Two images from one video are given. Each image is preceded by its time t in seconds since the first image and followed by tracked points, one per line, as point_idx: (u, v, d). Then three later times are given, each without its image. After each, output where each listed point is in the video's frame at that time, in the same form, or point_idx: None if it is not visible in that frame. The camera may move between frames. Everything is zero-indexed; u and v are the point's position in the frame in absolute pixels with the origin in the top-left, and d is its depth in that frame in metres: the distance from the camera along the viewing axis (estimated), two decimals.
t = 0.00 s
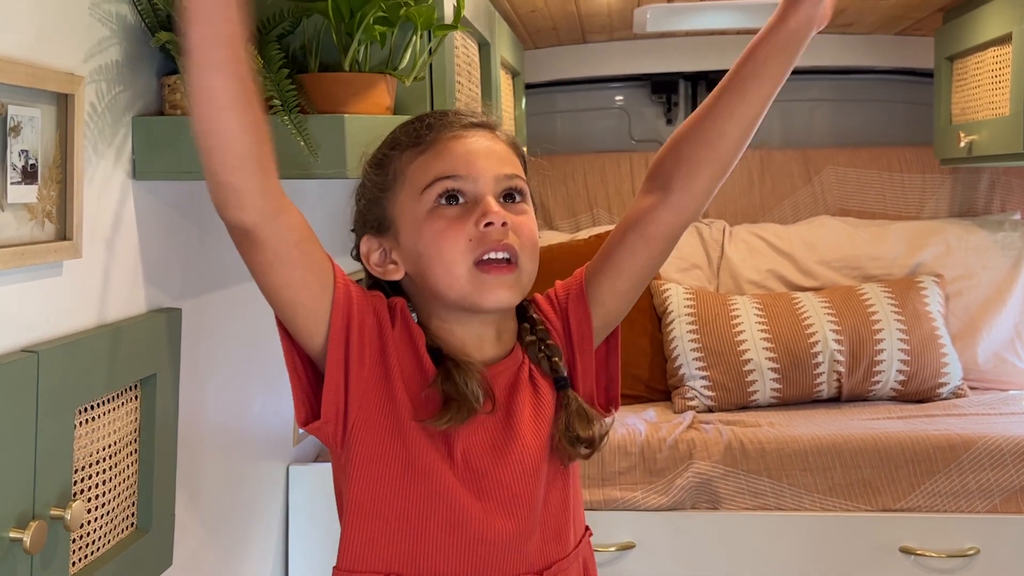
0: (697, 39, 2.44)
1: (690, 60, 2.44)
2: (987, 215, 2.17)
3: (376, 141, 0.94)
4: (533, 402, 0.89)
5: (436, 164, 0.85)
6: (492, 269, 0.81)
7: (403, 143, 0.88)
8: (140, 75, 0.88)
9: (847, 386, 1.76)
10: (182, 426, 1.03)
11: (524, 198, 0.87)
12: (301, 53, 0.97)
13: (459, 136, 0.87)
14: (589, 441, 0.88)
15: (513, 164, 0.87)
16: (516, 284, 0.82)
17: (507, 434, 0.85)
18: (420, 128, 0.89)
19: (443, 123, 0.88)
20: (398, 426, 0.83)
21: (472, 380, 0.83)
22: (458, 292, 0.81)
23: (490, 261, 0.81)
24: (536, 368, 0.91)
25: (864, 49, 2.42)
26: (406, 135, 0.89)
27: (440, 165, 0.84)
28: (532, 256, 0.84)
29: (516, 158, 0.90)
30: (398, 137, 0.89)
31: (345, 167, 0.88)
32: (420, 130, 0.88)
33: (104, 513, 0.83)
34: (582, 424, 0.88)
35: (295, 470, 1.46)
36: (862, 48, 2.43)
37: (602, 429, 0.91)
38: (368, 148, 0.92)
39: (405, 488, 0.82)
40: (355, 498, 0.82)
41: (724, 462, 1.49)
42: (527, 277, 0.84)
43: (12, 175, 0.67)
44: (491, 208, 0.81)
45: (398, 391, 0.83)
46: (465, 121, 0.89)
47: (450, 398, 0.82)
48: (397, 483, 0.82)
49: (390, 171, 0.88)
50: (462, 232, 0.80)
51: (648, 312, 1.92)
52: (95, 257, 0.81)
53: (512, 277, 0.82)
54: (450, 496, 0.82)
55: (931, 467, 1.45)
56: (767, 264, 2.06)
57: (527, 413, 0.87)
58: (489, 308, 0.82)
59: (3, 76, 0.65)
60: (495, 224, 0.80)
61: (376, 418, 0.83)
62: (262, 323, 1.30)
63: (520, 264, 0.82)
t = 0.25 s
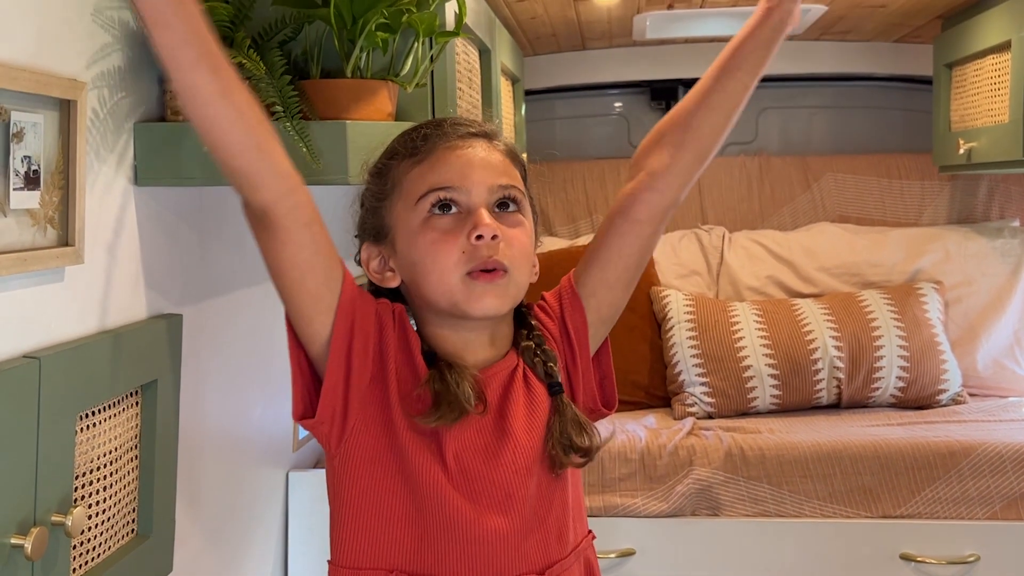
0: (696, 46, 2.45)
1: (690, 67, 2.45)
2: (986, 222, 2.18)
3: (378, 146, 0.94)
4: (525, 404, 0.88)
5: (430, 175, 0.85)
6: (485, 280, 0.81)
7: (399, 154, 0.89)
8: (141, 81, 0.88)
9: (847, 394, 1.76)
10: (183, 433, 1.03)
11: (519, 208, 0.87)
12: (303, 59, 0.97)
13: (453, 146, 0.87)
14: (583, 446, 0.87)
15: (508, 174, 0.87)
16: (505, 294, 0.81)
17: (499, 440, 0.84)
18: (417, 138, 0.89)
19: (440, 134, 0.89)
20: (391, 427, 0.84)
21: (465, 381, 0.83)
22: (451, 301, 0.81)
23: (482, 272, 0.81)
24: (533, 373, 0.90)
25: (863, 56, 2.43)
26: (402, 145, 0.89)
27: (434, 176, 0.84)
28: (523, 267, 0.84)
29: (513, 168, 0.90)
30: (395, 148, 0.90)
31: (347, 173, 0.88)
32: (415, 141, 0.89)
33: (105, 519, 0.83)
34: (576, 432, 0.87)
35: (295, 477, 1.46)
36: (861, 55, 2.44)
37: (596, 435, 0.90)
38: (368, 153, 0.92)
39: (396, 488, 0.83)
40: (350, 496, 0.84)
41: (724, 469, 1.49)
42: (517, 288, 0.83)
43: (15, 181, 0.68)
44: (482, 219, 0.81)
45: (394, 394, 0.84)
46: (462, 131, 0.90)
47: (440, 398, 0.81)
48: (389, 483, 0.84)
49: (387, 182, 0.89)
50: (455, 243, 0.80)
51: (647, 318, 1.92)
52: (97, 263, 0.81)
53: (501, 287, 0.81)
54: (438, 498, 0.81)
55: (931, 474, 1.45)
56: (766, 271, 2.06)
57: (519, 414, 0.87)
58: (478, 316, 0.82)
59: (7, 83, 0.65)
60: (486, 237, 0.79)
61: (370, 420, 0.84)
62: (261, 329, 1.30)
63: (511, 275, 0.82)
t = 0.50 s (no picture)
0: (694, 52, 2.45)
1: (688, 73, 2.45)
2: (984, 228, 2.18)
3: (378, 151, 0.94)
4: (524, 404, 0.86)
5: (428, 171, 0.86)
6: (489, 254, 0.80)
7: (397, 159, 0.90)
8: (141, 86, 0.88)
9: (845, 400, 1.77)
10: (181, 438, 1.03)
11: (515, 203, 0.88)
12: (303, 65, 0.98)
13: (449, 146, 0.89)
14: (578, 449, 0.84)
15: (503, 172, 0.88)
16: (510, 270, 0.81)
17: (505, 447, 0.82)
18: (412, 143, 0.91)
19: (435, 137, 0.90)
20: (397, 428, 0.82)
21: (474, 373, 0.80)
22: (456, 284, 0.80)
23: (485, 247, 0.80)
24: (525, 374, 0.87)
25: (860, 63, 2.44)
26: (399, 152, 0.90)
27: (432, 171, 0.85)
28: (525, 248, 0.84)
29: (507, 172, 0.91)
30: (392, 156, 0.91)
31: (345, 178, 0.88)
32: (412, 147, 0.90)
33: (103, 524, 0.83)
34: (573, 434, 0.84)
35: (293, 482, 1.46)
36: (858, 62, 2.45)
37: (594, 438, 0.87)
38: (367, 158, 0.93)
39: (398, 489, 0.81)
40: (353, 496, 0.82)
41: (722, 475, 1.49)
42: (520, 267, 0.83)
43: (14, 185, 0.67)
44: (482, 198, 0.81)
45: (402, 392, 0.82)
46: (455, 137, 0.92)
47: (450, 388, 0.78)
48: (389, 480, 0.82)
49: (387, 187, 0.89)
50: (455, 225, 0.80)
51: (646, 323, 1.92)
52: (96, 268, 0.81)
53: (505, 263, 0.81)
54: (439, 504, 0.79)
55: (929, 480, 1.45)
56: (765, 277, 2.06)
57: (515, 418, 0.84)
58: (484, 295, 0.80)
59: (6, 87, 0.65)
60: (487, 212, 0.80)
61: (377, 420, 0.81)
62: (260, 334, 1.30)
63: (513, 252, 0.82)
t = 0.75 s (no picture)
0: (691, 70, 2.47)
1: (685, 90, 2.47)
2: (978, 246, 2.20)
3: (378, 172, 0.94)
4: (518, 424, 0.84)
5: (424, 190, 0.86)
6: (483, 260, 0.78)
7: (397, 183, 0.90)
8: (143, 105, 0.89)
9: (841, 417, 1.77)
10: (179, 456, 1.03)
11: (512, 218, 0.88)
12: (303, 83, 0.98)
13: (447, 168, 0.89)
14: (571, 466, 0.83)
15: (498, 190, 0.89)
16: (505, 270, 0.80)
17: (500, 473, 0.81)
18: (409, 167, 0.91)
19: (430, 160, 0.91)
20: (396, 445, 0.80)
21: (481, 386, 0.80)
22: (453, 293, 0.79)
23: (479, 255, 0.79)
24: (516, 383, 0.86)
25: (856, 81, 2.46)
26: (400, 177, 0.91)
27: (427, 190, 0.85)
28: (521, 252, 0.83)
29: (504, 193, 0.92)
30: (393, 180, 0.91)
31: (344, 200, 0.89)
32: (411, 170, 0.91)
33: (101, 542, 0.83)
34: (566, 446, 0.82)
35: (289, 499, 1.45)
36: (853, 80, 2.47)
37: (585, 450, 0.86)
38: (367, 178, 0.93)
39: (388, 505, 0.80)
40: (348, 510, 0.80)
41: (719, 492, 1.49)
42: (517, 268, 0.81)
43: (17, 204, 0.68)
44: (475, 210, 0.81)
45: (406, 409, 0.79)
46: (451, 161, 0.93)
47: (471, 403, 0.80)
48: (381, 498, 0.80)
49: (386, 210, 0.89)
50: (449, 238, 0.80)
51: (643, 340, 1.92)
52: (97, 285, 0.82)
53: (501, 263, 0.79)
54: (428, 529, 0.78)
55: (925, 498, 1.45)
56: (761, 294, 2.07)
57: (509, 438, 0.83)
58: (480, 295, 0.79)
59: (11, 107, 0.65)
60: (479, 221, 0.80)
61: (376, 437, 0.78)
62: (258, 349, 1.30)
63: (508, 255, 0.81)
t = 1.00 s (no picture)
0: (686, 111, 2.52)
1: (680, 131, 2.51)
2: (970, 286, 2.23)
3: (379, 221, 0.96)
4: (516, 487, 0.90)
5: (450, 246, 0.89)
6: (496, 337, 0.83)
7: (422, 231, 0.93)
8: (149, 155, 0.91)
9: (835, 456, 1.78)
10: (180, 499, 1.03)
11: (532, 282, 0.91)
12: (308, 133, 1.00)
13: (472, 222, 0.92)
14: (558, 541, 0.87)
15: (521, 250, 0.92)
16: (520, 350, 0.83)
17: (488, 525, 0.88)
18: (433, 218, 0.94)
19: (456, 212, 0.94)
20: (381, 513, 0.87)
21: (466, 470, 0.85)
22: (463, 362, 0.83)
23: (494, 328, 0.83)
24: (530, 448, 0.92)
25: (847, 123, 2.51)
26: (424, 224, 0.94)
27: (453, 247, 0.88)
28: (537, 328, 0.87)
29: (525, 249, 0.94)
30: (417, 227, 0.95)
31: (348, 249, 0.91)
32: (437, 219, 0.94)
33: None
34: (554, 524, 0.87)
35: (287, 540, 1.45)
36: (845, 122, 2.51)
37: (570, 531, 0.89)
38: (370, 227, 0.94)
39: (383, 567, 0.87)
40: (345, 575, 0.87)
41: (716, 533, 1.50)
42: (531, 346, 0.85)
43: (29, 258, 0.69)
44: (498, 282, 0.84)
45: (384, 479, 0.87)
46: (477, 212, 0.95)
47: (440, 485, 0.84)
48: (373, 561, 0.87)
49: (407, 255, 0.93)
50: (469, 305, 0.83)
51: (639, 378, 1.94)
52: (104, 333, 0.83)
53: (516, 344, 0.83)
54: None
55: (918, 540, 1.46)
56: (756, 333, 2.09)
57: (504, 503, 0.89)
58: (494, 374, 0.83)
59: (24, 163, 0.67)
60: (500, 296, 0.83)
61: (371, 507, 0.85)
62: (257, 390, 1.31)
63: (524, 333, 0.84)
